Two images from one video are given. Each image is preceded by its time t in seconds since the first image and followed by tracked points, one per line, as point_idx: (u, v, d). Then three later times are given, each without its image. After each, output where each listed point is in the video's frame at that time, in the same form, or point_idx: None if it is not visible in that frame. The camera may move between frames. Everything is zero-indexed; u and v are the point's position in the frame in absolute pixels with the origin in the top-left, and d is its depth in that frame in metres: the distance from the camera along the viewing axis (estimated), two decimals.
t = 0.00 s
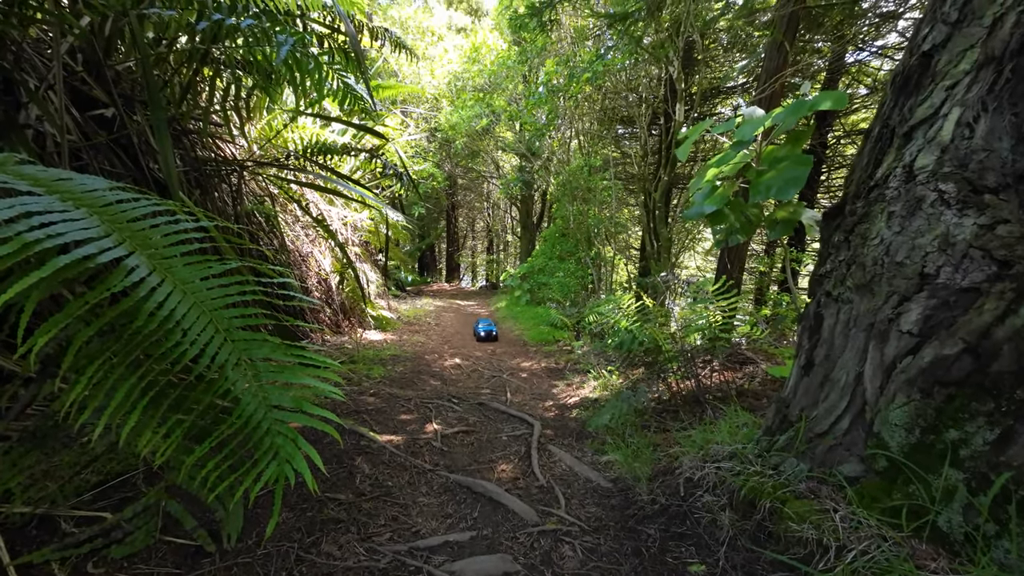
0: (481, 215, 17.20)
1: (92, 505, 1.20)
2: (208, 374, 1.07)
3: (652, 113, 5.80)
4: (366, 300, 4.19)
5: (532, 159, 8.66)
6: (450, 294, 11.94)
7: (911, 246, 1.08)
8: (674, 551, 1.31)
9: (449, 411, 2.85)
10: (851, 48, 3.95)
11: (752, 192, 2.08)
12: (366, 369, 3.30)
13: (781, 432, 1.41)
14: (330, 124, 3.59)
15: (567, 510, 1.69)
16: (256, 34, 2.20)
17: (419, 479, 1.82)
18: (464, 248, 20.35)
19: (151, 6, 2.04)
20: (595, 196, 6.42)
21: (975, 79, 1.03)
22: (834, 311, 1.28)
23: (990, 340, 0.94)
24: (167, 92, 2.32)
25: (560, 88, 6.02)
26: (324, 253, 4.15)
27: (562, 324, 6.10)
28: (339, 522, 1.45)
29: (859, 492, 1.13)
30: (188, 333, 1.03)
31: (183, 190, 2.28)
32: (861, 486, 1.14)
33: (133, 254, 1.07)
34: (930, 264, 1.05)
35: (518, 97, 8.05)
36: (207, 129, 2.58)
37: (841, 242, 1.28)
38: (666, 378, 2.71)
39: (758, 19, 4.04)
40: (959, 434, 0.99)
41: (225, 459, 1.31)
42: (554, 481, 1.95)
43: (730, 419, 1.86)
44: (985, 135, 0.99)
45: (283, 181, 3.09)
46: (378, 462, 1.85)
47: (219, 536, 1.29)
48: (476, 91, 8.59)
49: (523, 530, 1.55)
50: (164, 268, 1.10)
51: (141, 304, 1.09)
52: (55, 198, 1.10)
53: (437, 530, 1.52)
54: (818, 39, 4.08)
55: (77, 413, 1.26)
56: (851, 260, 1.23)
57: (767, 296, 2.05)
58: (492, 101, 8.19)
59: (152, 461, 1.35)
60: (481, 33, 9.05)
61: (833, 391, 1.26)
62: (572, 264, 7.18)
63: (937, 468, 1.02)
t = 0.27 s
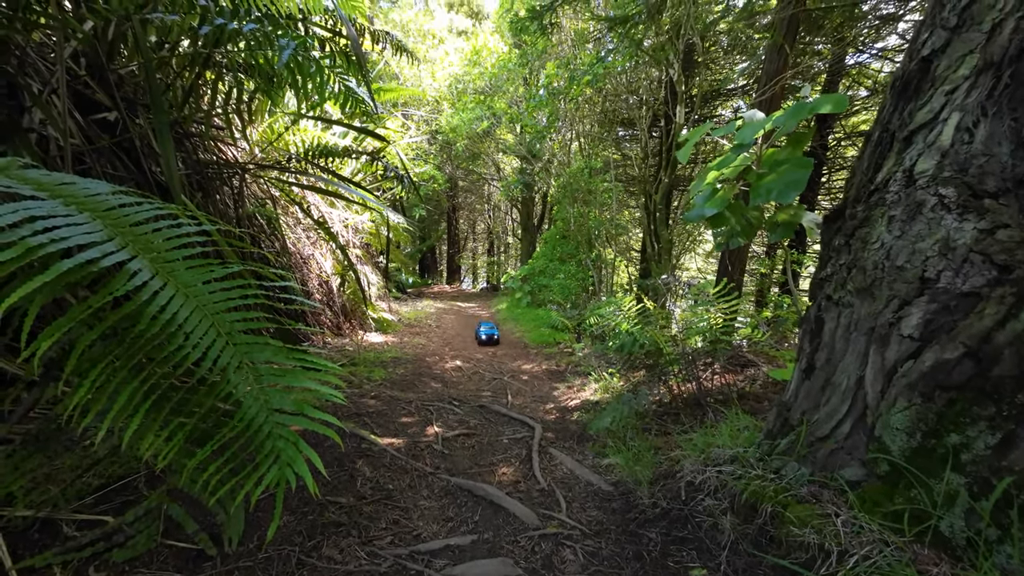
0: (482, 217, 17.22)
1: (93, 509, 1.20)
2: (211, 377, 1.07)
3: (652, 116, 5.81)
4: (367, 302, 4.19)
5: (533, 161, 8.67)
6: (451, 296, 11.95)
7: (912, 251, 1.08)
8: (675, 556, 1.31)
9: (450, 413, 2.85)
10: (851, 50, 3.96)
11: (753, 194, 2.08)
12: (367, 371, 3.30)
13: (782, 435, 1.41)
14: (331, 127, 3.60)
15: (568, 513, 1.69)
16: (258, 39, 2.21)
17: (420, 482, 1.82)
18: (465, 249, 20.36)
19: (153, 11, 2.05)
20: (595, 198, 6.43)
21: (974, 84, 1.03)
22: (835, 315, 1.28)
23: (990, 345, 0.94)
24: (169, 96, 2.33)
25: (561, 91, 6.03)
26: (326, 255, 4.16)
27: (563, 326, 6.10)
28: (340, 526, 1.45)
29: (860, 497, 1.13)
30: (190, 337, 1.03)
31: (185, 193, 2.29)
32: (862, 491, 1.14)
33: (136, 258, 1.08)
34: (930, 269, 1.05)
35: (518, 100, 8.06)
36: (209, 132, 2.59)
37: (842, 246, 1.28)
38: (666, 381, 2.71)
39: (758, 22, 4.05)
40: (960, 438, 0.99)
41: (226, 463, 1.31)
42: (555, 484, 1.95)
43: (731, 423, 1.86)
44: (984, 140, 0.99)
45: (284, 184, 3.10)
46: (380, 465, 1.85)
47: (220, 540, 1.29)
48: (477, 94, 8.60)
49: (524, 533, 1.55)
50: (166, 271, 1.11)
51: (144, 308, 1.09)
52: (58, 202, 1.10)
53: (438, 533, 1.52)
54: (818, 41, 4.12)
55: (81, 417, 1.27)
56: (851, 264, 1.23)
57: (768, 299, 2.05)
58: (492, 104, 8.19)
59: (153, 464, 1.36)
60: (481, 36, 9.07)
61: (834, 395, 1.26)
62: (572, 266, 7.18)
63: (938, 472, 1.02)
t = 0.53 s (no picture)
0: (482, 218, 17.23)
1: (92, 510, 1.20)
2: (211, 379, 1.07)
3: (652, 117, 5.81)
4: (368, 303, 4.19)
5: (533, 162, 8.68)
6: (451, 297, 11.95)
7: (913, 252, 1.08)
8: (676, 557, 1.31)
9: (450, 414, 2.85)
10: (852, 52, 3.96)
11: (753, 196, 2.08)
12: (367, 372, 3.30)
13: (783, 436, 1.41)
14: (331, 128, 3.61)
15: (569, 514, 1.69)
16: (258, 40, 2.20)
17: (421, 484, 1.82)
18: (465, 251, 20.37)
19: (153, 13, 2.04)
20: (596, 199, 6.43)
21: (975, 86, 1.03)
22: (836, 315, 1.28)
23: (992, 346, 0.94)
24: (169, 96, 2.33)
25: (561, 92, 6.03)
26: (326, 256, 4.16)
27: (563, 327, 6.10)
28: (340, 527, 1.45)
29: (861, 498, 1.13)
30: (190, 339, 1.03)
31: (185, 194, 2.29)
32: (864, 492, 1.13)
33: (136, 259, 1.07)
34: (932, 270, 1.04)
35: (519, 101, 8.06)
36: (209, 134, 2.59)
37: (843, 247, 1.28)
38: (667, 382, 2.71)
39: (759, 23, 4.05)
40: (962, 440, 0.99)
41: (226, 464, 1.31)
42: (555, 485, 1.95)
43: (732, 424, 1.85)
44: (986, 141, 0.99)
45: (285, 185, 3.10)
46: (380, 466, 1.85)
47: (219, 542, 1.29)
48: (477, 95, 8.61)
49: (524, 535, 1.55)
50: (166, 272, 1.11)
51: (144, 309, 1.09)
52: (58, 202, 1.10)
53: (439, 534, 1.51)
54: (818, 42, 4.25)
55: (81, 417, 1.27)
56: (852, 264, 1.23)
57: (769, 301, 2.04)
58: (493, 105, 8.19)
59: (153, 465, 1.36)
60: (482, 37, 9.07)
61: (835, 396, 1.26)
62: (573, 267, 7.19)
63: (940, 474, 1.01)
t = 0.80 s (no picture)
0: (483, 217, 17.25)
1: (96, 504, 1.22)
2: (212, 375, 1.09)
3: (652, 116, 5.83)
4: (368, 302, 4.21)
5: (533, 162, 8.69)
6: (452, 296, 11.98)
7: (904, 249, 1.09)
8: (672, 552, 1.33)
9: (450, 412, 2.87)
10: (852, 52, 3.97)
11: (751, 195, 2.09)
12: (368, 370, 3.31)
13: (778, 433, 1.43)
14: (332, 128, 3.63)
15: (567, 510, 1.71)
16: (259, 40, 2.21)
17: (420, 480, 1.84)
18: (465, 250, 20.39)
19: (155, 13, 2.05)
20: (596, 198, 6.44)
21: (965, 86, 1.04)
22: (829, 313, 1.29)
23: (980, 342, 0.96)
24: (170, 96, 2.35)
25: (562, 92, 6.05)
26: (327, 255, 4.18)
27: (563, 326, 6.12)
28: (340, 521, 1.46)
29: (854, 492, 1.14)
30: (192, 335, 1.05)
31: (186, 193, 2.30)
32: (856, 487, 1.15)
33: (139, 257, 1.09)
34: (922, 267, 1.06)
35: (519, 100, 8.07)
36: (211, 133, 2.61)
37: (837, 245, 1.29)
38: (666, 381, 2.72)
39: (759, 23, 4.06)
40: (952, 434, 1.00)
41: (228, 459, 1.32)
42: (554, 482, 1.96)
43: (729, 421, 1.87)
44: (975, 140, 1.00)
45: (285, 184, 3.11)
46: (380, 462, 1.87)
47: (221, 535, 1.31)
48: (477, 95, 8.62)
49: (522, 529, 1.57)
50: (169, 270, 1.12)
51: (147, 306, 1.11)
52: (63, 201, 1.12)
53: (438, 529, 1.53)
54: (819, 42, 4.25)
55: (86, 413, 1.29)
56: (846, 262, 1.25)
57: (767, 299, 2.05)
58: (493, 105, 8.20)
59: (156, 460, 1.37)
60: (482, 37, 9.08)
61: (829, 392, 1.27)
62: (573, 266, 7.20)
63: (930, 468, 1.03)
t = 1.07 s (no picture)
0: (486, 216, 17.27)
1: (104, 493, 1.25)
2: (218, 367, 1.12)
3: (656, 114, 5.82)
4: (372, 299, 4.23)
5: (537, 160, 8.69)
6: (455, 294, 12.01)
7: (899, 245, 1.10)
8: (669, 544, 1.34)
9: (451, 408, 2.90)
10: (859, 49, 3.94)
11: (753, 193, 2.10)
12: (370, 366, 3.34)
13: (775, 428, 1.44)
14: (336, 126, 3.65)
15: (566, 504, 1.72)
16: (264, 38, 2.23)
17: (421, 473, 1.86)
18: (469, 248, 20.42)
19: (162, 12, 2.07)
20: (600, 196, 6.44)
21: (960, 83, 1.05)
22: (826, 309, 1.31)
23: (973, 337, 0.97)
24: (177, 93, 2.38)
25: (566, 90, 6.05)
26: (331, 253, 4.20)
27: (565, 324, 6.13)
28: (342, 512, 1.49)
29: (848, 486, 1.16)
30: (198, 328, 1.08)
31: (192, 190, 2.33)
32: (850, 481, 1.16)
33: (147, 251, 1.12)
34: (916, 263, 1.07)
35: (522, 98, 8.08)
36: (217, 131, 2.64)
37: (834, 242, 1.30)
38: (666, 378, 2.74)
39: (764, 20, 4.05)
40: (944, 428, 1.02)
41: (232, 450, 1.35)
42: (553, 477, 1.98)
43: (727, 417, 1.88)
44: (969, 136, 1.01)
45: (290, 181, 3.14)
46: (382, 456, 1.89)
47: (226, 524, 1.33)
48: (481, 93, 8.62)
49: (521, 522, 1.59)
50: (176, 265, 1.15)
51: (154, 300, 1.13)
52: (72, 196, 1.14)
53: (438, 521, 1.55)
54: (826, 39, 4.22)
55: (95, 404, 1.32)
56: (843, 259, 1.26)
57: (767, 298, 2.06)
58: (497, 103, 8.20)
59: (162, 450, 1.41)
60: (486, 35, 9.08)
61: (824, 387, 1.29)
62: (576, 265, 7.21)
63: (922, 462, 1.05)
